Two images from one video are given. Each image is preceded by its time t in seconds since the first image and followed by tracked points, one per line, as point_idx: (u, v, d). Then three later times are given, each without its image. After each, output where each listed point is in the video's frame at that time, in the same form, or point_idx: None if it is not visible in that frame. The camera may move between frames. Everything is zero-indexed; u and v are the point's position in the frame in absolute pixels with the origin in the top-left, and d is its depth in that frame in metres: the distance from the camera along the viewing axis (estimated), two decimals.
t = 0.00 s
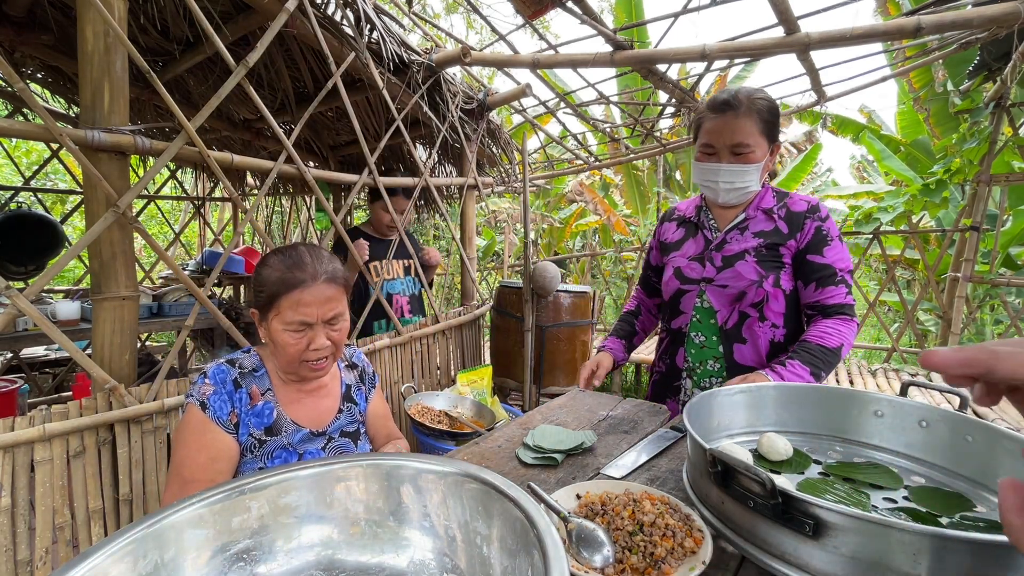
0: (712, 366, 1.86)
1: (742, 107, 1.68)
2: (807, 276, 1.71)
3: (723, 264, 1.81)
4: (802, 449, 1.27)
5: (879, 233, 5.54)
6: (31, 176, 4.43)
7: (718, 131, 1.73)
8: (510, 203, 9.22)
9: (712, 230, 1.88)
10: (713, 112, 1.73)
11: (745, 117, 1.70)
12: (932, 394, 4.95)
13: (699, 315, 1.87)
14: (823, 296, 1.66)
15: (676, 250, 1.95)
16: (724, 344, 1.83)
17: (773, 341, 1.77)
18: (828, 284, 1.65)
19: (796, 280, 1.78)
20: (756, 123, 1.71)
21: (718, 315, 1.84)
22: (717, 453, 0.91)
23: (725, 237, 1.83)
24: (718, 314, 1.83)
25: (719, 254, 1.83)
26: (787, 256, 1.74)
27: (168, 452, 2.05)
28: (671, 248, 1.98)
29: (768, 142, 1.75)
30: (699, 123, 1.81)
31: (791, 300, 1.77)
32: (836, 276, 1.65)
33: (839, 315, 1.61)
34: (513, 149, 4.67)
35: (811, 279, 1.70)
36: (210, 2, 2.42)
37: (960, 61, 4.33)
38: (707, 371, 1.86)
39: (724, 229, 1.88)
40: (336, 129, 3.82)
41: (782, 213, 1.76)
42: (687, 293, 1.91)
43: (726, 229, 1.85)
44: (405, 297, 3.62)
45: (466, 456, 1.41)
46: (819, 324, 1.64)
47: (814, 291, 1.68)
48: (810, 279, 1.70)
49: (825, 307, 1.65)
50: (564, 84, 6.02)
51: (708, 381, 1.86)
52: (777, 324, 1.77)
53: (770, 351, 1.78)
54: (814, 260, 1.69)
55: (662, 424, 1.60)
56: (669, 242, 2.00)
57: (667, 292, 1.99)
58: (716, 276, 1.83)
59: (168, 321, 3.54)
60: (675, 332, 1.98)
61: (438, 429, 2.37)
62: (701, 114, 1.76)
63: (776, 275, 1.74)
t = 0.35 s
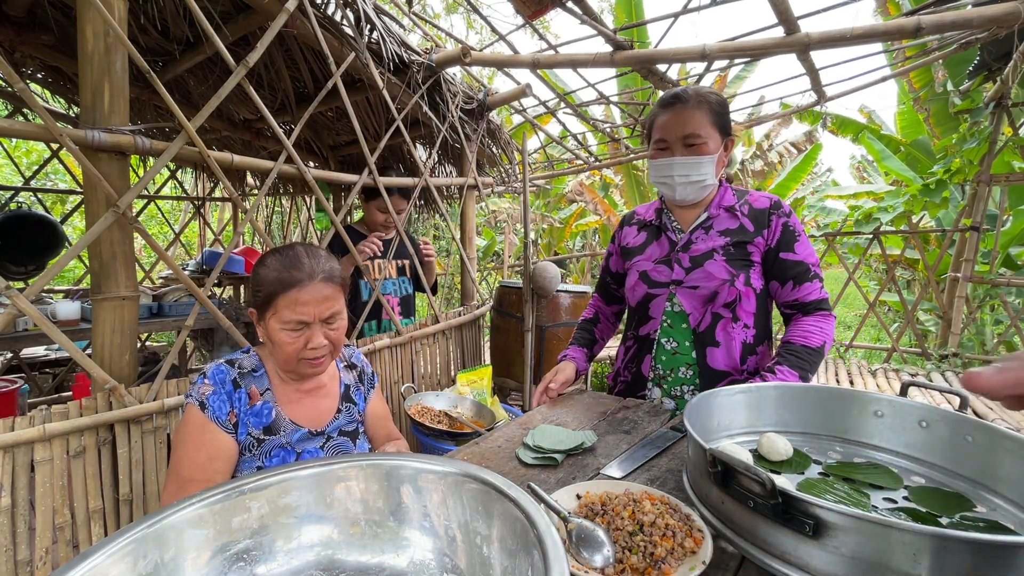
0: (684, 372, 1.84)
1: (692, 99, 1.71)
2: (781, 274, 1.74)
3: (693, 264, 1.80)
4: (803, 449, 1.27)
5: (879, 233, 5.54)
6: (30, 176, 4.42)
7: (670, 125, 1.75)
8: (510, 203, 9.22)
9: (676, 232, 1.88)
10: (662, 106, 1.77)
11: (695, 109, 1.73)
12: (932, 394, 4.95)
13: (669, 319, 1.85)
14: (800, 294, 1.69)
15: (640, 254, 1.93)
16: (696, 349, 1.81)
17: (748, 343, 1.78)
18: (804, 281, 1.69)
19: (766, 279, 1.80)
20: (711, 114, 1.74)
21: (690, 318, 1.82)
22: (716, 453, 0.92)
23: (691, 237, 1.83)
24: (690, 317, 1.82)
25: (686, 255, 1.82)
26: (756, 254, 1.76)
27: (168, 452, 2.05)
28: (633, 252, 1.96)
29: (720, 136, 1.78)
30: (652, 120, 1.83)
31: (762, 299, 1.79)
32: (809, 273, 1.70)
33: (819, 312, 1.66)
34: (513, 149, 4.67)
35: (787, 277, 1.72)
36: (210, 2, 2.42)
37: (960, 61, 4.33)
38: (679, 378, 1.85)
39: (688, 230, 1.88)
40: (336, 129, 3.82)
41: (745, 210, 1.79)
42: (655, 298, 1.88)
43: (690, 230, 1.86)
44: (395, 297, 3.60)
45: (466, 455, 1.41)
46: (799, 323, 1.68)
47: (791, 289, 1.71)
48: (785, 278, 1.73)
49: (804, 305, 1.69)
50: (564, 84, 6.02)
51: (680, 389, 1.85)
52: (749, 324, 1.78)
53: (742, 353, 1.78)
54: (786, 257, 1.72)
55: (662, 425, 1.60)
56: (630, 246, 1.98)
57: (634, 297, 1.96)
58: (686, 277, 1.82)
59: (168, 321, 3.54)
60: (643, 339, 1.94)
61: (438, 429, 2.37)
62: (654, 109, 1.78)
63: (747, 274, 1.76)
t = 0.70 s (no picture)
0: (676, 382, 1.84)
1: (677, 92, 1.70)
2: (778, 277, 1.76)
3: (686, 269, 1.80)
4: (803, 449, 1.27)
5: (879, 233, 5.54)
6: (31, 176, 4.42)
7: (655, 120, 1.75)
8: (510, 203, 9.21)
9: (666, 234, 1.87)
10: (648, 102, 1.76)
11: (681, 103, 1.72)
12: (932, 394, 4.95)
13: (662, 327, 1.84)
14: (799, 296, 1.73)
15: (628, 257, 1.91)
16: (691, 357, 1.81)
17: (743, 348, 1.79)
18: (803, 283, 1.72)
19: (761, 281, 1.83)
20: (699, 109, 1.73)
21: (684, 325, 1.82)
22: (717, 453, 0.92)
23: (683, 240, 1.83)
24: (684, 325, 1.81)
25: (679, 259, 1.81)
26: (750, 257, 1.78)
27: (168, 452, 2.05)
28: (620, 254, 1.94)
29: (708, 133, 1.78)
30: (638, 116, 1.82)
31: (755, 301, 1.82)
32: (805, 273, 1.73)
33: (817, 313, 1.70)
34: (513, 149, 4.67)
35: (785, 280, 1.75)
36: (210, 2, 2.42)
37: (960, 62, 4.33)
38: (670, 388, 1.84)
39: (678, 231, 1.87)
40: (336, 129, 3.81)
41: (736, 209, 1.79)
42: (648, 305, 1.86)
43: (680, 232, 1.85)
44: (395, 297, 3.60)
45: (466, 455, 1.41)
46: (800, 325, 1.72)
47: (789, 292, 1.74)
48: (783, 281, 1.75)
49: (802, 307, 1.72)
50: (564, 84, 6.03)
51: (672, 398, 1.84)
52: (743, 330, 1.79)
53: (737, 360, 1.80)
54: (783, 259, 1.74)
55: (662, 425, 1.60)
56: (617, 248, 1.95)
57: (623, 304, 1.93)
58: (679, 283, 1.81)
59: (168, 321, 3.54)
60: (635, 346, 1.91)
61: (438, 429, 2.37)
62: (640, 104, 1.77)
63: (742, 279, 1.78)
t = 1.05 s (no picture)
0: (669, 387, 1.83)
1: (694, 90, 1.68)
2: (784, 280, 1.75)
3: (680, 273, 1.80)
4: (802, 449, 1.27)
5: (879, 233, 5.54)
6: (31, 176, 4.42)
7: (670, 119, 1.73)
8: (510, 203, 9.21)
9: (662, 236, 1.86)
10: (661, 97, 1.73)
11: (698, 103, 1.70)
12: (932, 394, 4.95)
13: (656, 331, 1.85)
14: (807, 298, 1.72)
15: (624, 258, 1.92)
16: (684, 363, 1.80)
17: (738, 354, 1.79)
18: (811, 284, 1.72)
19: (765, 283, 1.82)
20: (712, 109, 1.72)
21: (677, 331, 1.81)
22: (717, 453, 0.92)
23: (678, 243, 1.82)
24: (677, 330, 1.81)
25: (673, 263, 1.81)
26: (747, 260, 1.78)
27: (168, 452, 2.05)
28: (617, 255, 1.94)
29: (719, 135, 1.78)
30: (648, 109, 1.79)
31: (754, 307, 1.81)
32: (812, 274, 1.72)
33: (827, 312, 1.71)
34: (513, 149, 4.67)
35: (792, 283, 1.74)
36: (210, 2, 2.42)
37: (960, 62, 4.33)
38: (664, 392, 1.84)
39: (675, 233, 1.87)
40: (336, 129, 3.82)
41: (736, 211, 1.79)
42: (641, 310, 1.88)
43: (677, 234, 1.85)
44: (397, 296, 3.61)
45: (466, 456, 1.41)
46: (810, 324, 1.73)
47: (798, 294, 1.73)
48: (790, 284, 1.75)
49: (811, 308, 1.73)
50: (564, 85, 6.03)
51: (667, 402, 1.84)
52: (738, 336, 1.79)
53: (731, 366, 1.79)
54: (788, 262, 1.74)
55: (662, 425, 1.60)
56: (614, 248, 1.96)
57: (618, 307, 1.95)
58: (673, 287, 1.81)
59: (168, 321, 3.54)
60: (630, 350, 1.93)
61: (438, 429, 2.37)
62: (652, 97, 1.73)
63: (737, 284, 1.77)
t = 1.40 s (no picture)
0: (670, 389, 1.83)
1: (699, 90, 1.68)
2: (786, 283, 1.75)
3: (681, 277, 1.80)
4: (802, 450, 1.27)
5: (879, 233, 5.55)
6: (31, 176, 4.41)
7: (676, 119, 1.73)
8: (510, 203, 9.21)
9: (663, 239, 1.86)
10: (667, 97, 1.73)
11: (704, 104, 1.70)
12: (932, 394, 4.95)
13: (656, 334, 1.84)
14: (808, 300, 1.73)
15: (625, 260, 1.92)
16: (685, 366, 1.80)
17: (738, 357, 1.79)
18: (811, 287, 1.72)
19: (766, 286, 1.82)
20: (717, 111, 1.72)
21: (678, 334, 1.81)
22: (716, 453, 0.92)
23: (680, 246, 1.83)
24: (678, 334, 1.81)
25: (675, 266, 1.81)
26: (749, 264, 1.79)
27: (168, 452, 2.05)
28: (618, 257, 1.94)
29: (724, 136, 1.78)
30: (652, 109, 1.79)
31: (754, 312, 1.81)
32: (814, 277, 1.72)
33: (828, 315, 1.71)
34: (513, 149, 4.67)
35: (793, 286, 1.74)
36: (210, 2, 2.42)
37: (960, 62, 4.33)
38: (665, 394, 1.84)
39: (676, 236, 1.87)
40: (336, 129, 3.81)
41: (738, 213, 1.79)
42: (642, 313, 1.88)
43: (678, 237, 1.85)
44: (395, 297, 3.61)
45: (466, 455, 1.41)
46: (811, 327, 1.73)
47: (799, 297, 1.73)
48: (791, 287, 1.75)
49: (812, 310, 1.73)
50: (564, 85, 6.02)
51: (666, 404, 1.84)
52: (739, 340, 1.79)
53: (732, 369, 1.79)
54: (790, 265, 1.74)
55: (662, 425, 1.60)
56: (614, 249, 1.95)
57: (618, 309, 1.95)
58: (674, 291, 1.81)
59: (168, 321, 3.54)
60: (630, 352, 1.92)
61: (438, 429, 2.37)
62: (656, 98, 1.73)
63: (739, 288, 1.78)
